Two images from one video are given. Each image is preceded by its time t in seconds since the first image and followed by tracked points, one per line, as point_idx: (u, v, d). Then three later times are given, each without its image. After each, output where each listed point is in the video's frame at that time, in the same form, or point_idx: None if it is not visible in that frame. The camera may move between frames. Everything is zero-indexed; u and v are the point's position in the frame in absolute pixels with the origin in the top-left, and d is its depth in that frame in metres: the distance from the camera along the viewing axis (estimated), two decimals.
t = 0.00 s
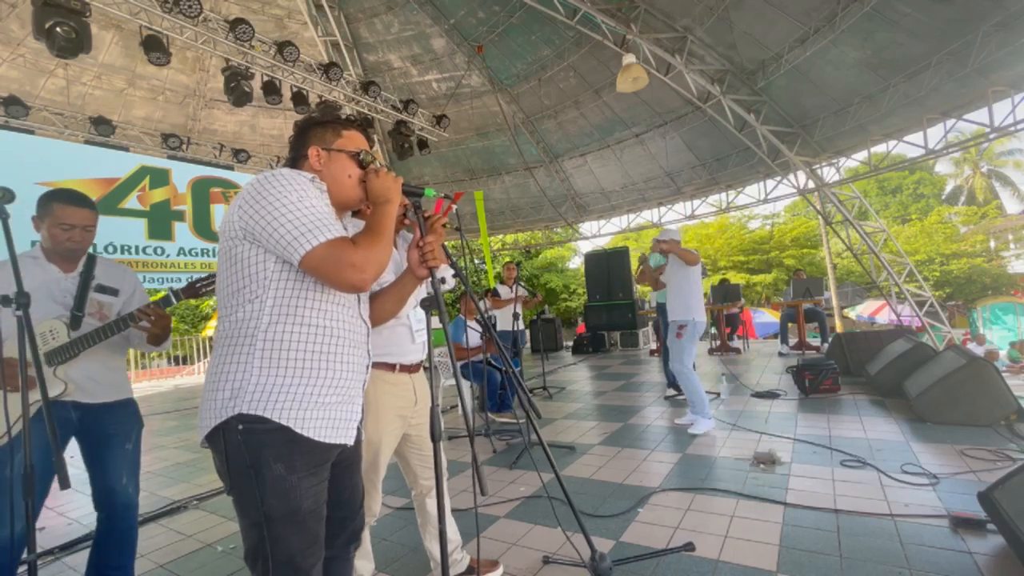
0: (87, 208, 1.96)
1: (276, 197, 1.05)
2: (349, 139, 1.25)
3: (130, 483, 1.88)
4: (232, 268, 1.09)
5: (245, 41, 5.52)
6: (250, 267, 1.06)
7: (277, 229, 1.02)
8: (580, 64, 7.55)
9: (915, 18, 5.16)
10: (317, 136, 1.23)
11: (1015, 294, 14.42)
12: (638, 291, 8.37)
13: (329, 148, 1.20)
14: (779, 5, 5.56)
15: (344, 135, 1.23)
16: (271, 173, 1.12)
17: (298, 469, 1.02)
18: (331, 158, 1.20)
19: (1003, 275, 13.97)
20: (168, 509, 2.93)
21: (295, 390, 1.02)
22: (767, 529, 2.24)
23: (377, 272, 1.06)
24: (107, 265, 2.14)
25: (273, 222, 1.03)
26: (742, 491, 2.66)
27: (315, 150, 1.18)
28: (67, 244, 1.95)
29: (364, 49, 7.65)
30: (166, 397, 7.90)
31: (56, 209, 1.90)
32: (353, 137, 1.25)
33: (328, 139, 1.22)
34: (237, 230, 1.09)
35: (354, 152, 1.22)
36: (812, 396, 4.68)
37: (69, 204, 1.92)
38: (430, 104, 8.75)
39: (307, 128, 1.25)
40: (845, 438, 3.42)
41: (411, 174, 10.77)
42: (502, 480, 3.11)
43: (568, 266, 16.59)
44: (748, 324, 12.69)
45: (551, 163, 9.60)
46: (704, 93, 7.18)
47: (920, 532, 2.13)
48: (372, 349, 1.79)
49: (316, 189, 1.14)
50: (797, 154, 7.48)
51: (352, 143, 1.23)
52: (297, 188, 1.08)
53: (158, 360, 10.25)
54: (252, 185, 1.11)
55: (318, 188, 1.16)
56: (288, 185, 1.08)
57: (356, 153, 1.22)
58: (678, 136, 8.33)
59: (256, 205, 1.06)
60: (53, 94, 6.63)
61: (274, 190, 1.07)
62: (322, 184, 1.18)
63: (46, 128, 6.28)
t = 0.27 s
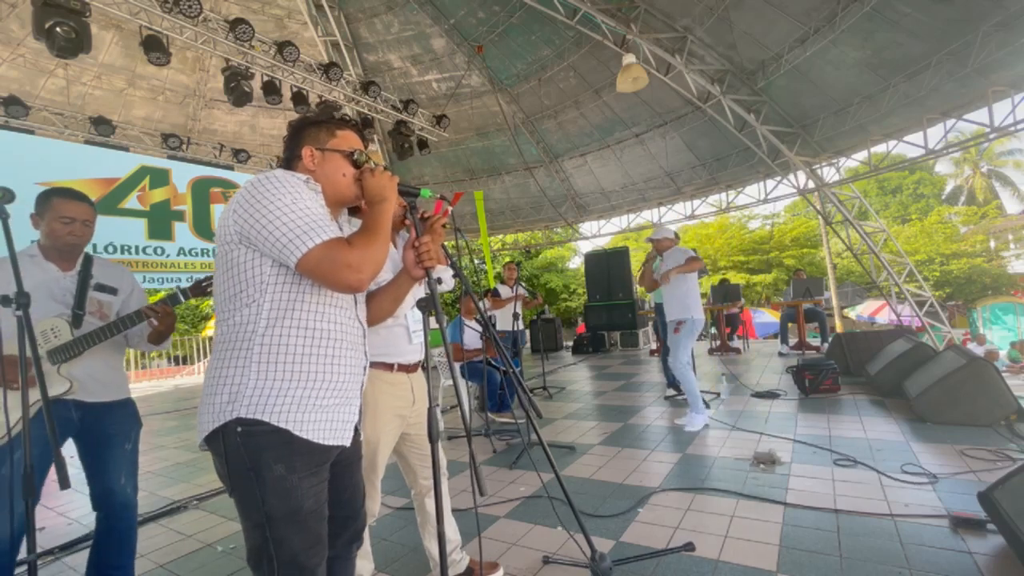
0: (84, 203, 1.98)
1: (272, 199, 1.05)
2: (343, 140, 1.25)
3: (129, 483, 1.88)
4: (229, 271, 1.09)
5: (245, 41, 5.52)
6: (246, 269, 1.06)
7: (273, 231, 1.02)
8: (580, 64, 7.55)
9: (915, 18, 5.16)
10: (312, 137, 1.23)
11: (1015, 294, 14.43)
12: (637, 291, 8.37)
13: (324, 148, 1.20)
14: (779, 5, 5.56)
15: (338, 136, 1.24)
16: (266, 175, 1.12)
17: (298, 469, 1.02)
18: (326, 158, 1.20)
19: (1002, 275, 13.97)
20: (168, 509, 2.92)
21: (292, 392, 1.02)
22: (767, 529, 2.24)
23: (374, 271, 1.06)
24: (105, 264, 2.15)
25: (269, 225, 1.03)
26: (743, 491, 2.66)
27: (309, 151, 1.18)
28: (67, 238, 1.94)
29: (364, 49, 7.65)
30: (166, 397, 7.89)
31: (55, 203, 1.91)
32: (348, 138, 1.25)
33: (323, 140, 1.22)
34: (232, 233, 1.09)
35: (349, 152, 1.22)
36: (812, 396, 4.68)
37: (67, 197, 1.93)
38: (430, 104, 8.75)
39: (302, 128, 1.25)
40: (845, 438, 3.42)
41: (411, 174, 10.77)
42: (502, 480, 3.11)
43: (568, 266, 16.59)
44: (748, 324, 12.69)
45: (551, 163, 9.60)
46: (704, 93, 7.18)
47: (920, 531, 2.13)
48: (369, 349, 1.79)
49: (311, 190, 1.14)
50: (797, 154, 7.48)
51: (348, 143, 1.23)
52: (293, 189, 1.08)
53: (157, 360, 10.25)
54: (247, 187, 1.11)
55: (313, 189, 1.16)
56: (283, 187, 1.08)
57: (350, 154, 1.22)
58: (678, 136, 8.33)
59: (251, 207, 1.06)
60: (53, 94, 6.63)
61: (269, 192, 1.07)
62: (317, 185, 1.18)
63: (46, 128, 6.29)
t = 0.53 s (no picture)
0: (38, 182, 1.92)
1: (268, 197, 1.05)
2: (343, 137, 1.25)
3: (107, 491, 1.87)
4: (226, 268, 1.08)
5: (245, 42, 5.52)
6: (243, 267, 1.06)
7: (270, 229, 1.02)
8: (580, 64, 7.55)
9: (915, 18, 5.16)
10: (312, 135, 1.23)
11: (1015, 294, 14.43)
12: (637, 291, 8.37)
13: (322, 146, 1.20)
14: (779, 5, 5.57)
15: (338, 134, 1.24)
16: (264, 173, 1.12)
17: (293, 468, 1.02)
18: (324, 155, 1.20)
19: (1002, 275, 13.98)
20: (167, 509, 2.93)
21: (289, 391, 1.02)
22: (766, 529, 2.24)
23: (369, 271, 1.06)
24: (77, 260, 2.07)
25: (266, 223, 1.03)
26: (742, 491, 2.66)
27: (309, 148, 1.19)
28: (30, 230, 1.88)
29: (364, 49, 7.65)
30: (166, 397, 7.89)
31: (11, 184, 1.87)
32: (348, 136, 1.25)
33: (323, 138, 1.22)
34: (230, 230, 1.09)
35: (348, 150, 1.22)
36: (813, 396, 4.68)
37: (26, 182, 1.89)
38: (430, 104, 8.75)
39: (302, 124, 1.24)
40: (846, 438, 3.42)
41: (411, 174, 10.77)
42: (502, 480, 3.11)
43: (568, 266, 16.59)
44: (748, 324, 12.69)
45: (551, 163, 9.60)
46: (704, 93, 7.18)
47: (919, 531, 2.13)
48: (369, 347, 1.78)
49: (309, 188, 1.14)
50: (797, 154, 7.48)
51: (347, 141, 1.24)
52: (290, 188, 1.09)
53: (157, 360, 10.25)
54: (245, 184, 1.11)
55: (311, 187, 1.16)
56: (281, 185, 1.08)
57: (349, 152, 1.22)
58: (678, 136, 8.33)
59: (248, 205, 1.06)
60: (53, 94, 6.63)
61: (267, 190, 1.07)
62: (316, 184, 1.18)
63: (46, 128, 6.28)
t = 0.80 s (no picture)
0: None
1: (267, 198, 1.05)
2: (342, 137, 1.25)
3: (91, 494, 1.80)
4: (225, 269, 1.08)
5: (245, 42, 5.52)
6: (242, 268, 1.06)
7: (269, 231, 1.02)
8: (580, 64, 7.55)
9: (915, 18, 5.16)
10: (310, 136, 1.23)
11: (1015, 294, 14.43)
12: (637, 291, 8.37)
13: (320, 147, 1.20)
14: (779, 5, 5.57)
15: (335, 134, 1.23)
16: (263, 174, 1.12)
17: (292, 469, 1.02)
18: (323, 156, 1.20)
19: (1003, 275, 13.98)
20: (167, 509, 2.92)
21: (287, 392, 1.02)
22: (766, 529, 2.24)
23: (368, 273, 1.05)
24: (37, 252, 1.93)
25: (264, 225, 1.03)
26: (742, 491, 2.66)
27: (307, 149, 1.18)
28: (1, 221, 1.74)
29: (364, 49, 7.65)
30: (166, 397, 7.89)
31: None
32: (347, 136, 1.24)
33: (321, 139, 1.22)
34: (229, 232, 1.09)
35: (346, 151, 1.22)
36: (812, 396, 4.68)
37: None
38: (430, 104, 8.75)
39: (301, 125, 1.24)
40: (846, 438, 3.42)
41: (411, 174, 10.77)
42: (502, 480, 3.11)
43: (568, 266, 16.59)
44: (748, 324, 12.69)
45: (551, 163, 9.60)
46: (704, 93, 7.18)
47: (919, 532, 2.13)
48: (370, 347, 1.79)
49: (308, 190, 1.14)
50: (797, 154, 7.48)
51: (345, 142, 1.23)
52: (289, 189, 1.08)
53: (158, 360, 10.25)
54: (243, 186, 1.11)
55: (310, 189, 1.16)
56: (280, 186, 1.08)
57: (347, 152, 1.22)
58: (678, 136, 8.33)
59: (247, 206, 1.06)
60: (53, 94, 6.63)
61: (266, 192, 1.07)
62: (315, 186, 1.18)
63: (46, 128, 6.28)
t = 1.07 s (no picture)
0: None
1: (267, 204, 1.05)
2: (339, 139, 1.24)
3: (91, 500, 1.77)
4: (225, 275, 1.09)
5: (245, 41, 5.52)
6: (242, 274, 1.06)
7: (269, 236, 1.02)
8: (580, 64, 7.55)
9: (915, 18, 5.16)
10: (307, 138, 1.22)
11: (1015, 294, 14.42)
12: (637, 292, 8.37)
13: (318, 149, 1.20)
14: (779, 5, 5.56)
15: (332, 135, 1.23)
16: (262, 179, 1.12)
17: (296, 470, 1.02)
18: (321, 158, 1.20)
19: (1002, 275, 13.98)
20: (167, 509, 2.92)
21: (288, 397, 1.02)
22: (766, 529, 2.24)
23: (370, 277, 1.05)
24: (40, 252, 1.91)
25: (263, 231, 1.03)
26: (742, 491, 2.66)
27: (304, 152, 1.18)
28: None
29: (364, 49, 7.65)
30: (166, 397, 7.89)
31: None
32: (344, 138, 1.24)
33: (319, 140, 1.22)
34: (227, 238, 1.09)
35: (344, 153, 1.22)
36: (812, 396, 4.68)
37: None
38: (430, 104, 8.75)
39: (299, 127, 1.24)
40: (846, 438, 3.42)
41: (411, 174, 10.77)
42: (502, 480, 3.11)
43: (568, 266, 16.59)
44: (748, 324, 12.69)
45: (551, 163, 9.60)
46: (704, 93, 7.18)
47: (920, 532, 2.13)
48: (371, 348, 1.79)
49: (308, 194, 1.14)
50: (797, 154, 7.48)
51: (343, 143, 1.23)
52: (288, 195, 1.08)
53: (157, 360, 10.25)
54: (242, 192, 1.11)
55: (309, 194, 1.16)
56: (279, 192, 1.08)
57: (344, 154, 1.21)
58: (678, 136, 8.33)
59: (246, 213, 1.06)
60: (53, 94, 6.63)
61: (265, 198, 1.07)
62: (312, 189, 1.18)
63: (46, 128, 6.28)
